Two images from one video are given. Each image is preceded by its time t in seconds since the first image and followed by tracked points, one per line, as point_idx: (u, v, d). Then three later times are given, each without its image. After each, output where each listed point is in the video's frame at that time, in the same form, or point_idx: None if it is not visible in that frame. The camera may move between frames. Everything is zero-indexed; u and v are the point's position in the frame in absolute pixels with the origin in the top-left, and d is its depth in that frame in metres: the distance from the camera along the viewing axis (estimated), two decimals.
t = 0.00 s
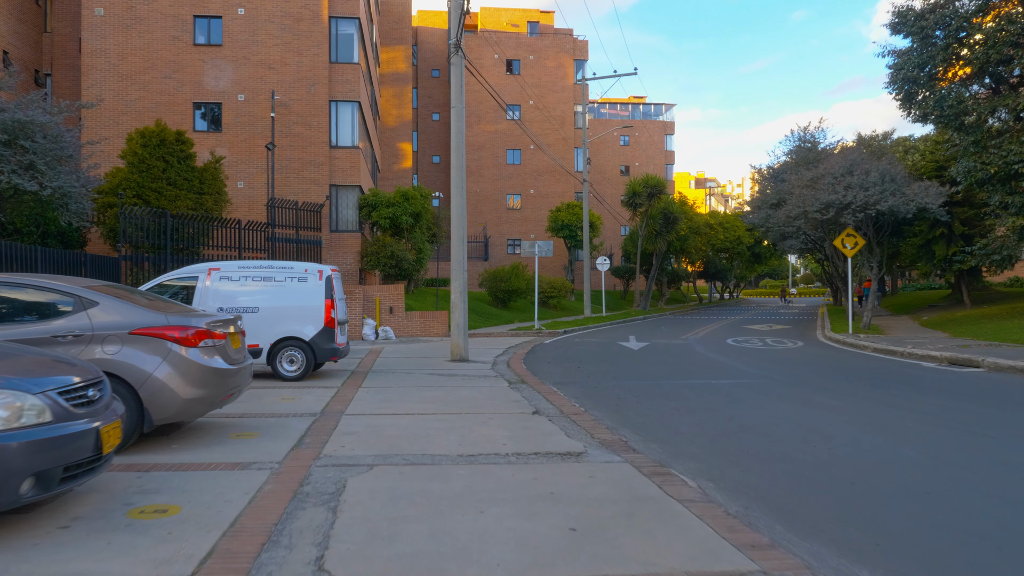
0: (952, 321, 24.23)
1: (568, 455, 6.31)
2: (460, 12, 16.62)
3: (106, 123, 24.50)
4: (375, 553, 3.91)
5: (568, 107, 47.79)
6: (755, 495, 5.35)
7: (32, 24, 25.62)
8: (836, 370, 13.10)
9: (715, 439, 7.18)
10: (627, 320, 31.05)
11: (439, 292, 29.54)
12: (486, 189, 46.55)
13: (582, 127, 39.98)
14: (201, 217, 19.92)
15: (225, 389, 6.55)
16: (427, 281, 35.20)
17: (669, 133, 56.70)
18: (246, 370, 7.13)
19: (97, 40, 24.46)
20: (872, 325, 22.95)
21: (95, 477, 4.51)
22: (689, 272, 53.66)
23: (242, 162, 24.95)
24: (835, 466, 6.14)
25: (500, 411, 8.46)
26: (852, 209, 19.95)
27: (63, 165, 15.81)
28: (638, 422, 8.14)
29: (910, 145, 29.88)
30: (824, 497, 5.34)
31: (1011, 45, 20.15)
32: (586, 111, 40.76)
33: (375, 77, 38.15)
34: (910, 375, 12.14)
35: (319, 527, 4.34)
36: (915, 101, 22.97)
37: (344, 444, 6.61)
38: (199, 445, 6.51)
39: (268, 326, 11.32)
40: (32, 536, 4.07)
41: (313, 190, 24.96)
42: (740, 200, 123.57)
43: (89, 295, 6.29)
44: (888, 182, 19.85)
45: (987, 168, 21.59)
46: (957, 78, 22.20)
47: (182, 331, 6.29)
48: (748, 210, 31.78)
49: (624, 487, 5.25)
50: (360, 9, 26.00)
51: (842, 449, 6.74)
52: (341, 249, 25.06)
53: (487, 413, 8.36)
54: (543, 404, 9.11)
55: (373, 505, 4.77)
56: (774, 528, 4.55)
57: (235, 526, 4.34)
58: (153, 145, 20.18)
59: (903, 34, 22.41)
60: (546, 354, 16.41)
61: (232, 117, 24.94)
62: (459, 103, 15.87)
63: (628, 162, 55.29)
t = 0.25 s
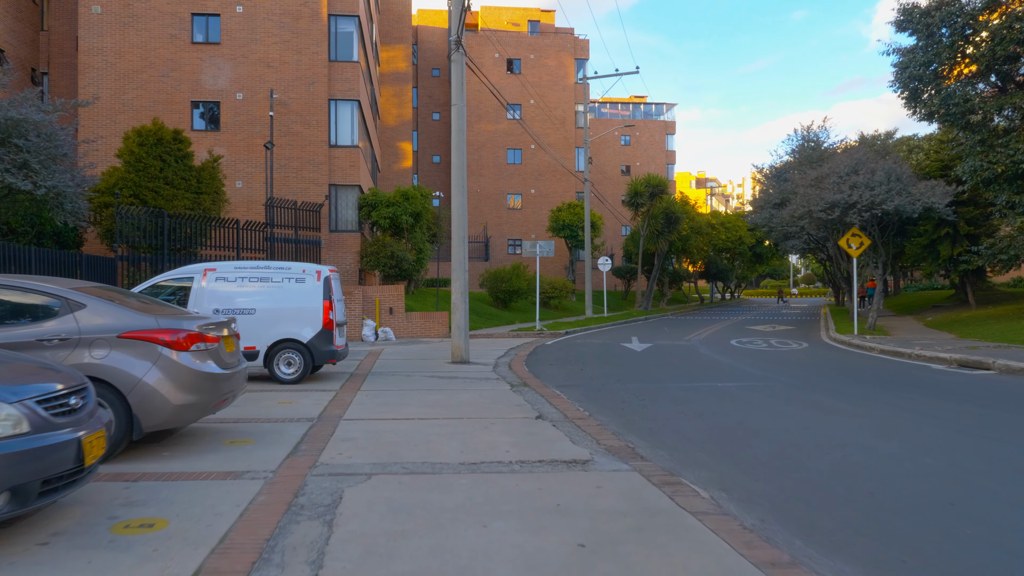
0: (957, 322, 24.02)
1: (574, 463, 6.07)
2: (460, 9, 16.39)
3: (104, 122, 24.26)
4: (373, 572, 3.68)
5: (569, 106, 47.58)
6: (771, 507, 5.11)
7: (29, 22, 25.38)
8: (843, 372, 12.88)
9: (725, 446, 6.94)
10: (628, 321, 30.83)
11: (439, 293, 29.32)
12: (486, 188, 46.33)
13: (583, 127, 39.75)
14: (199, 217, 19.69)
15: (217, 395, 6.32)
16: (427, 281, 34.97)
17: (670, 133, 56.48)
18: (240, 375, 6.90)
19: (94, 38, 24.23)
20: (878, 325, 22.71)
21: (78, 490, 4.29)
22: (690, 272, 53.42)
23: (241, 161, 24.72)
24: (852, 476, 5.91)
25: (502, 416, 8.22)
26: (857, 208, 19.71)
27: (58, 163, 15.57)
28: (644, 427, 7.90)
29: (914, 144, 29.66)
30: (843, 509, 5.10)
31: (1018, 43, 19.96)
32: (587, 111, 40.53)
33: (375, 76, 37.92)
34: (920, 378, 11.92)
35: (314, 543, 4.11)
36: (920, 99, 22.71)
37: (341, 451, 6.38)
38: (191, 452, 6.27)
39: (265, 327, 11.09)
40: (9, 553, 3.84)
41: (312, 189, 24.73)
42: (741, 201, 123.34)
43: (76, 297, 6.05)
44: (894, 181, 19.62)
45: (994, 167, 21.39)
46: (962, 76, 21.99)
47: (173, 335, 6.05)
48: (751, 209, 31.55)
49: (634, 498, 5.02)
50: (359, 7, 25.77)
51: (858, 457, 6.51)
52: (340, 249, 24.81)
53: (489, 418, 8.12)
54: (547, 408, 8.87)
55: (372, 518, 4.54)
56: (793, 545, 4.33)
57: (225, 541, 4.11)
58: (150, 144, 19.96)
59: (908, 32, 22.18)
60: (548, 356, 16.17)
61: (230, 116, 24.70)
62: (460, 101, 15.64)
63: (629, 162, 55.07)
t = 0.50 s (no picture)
0: (962, 322, 23.81)
1: (580, 469, 5.85)
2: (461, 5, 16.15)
3: (100, 120, 24.03)
4: None
5: (570, 105, 47.36)
6: (788, 517, 4.87)
7: (25, 19, 25.14)
8: (851, 374, 12.66)
9: (736, 451, 6.71)
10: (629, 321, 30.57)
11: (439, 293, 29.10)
12: (487, 188, 46.11)
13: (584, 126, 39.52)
14: (197, 216, 19.47)
15: (209, 399, 6.08)
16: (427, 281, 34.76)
17: (671, 132, 56.25)
18: (234, 377, 6.66)
19: (90, 35, 23.99)
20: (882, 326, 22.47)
21: (59, 500, 4.06)
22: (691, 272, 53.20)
23: (239, 160, 24.48)
24: (869, 483, 5.68)
25: (505, 419, 7.99)
26: (862, 207, 19.47)
27: (51, 161, 15.36)
28: (651, 431, 7.67)
29: (917, 143, 29.42)
30: (863, 518, 4.88)
31: None
32: (587, 110, 40.29)
33: (375, 75, 37.69)
34: (929, 379, 11.70)
35: (307, 557, 3.88)
36: (924, 99, 22.33)
37: (338, 456, 6.14)
38: (182, 458, 6.04)
39: (261, 328, 10.87)
40: None
41: (311, 188, 24.50)
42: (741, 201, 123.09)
43: (62, 297, 5.82)
44: (899, 180, 19.38)
45: (999, 165, 21.16)
46: (967, 75, 21.73)
47: (163, 336, 5.82)
48: (754, 209, 31.30)
49: (644, 507, 4.79)
50: (358, 4, 25.54)
51: (873, 462, 6.29)
52: (339, 249, 24.57)
53: (490, 421, 7.90)
54: (550, 411, 8.64)
55: (369, 529, 4.32)
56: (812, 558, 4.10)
57: (213, 555, 3.88)
58: (146, 142, 19.73)
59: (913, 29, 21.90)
60: (550, 357, 15.95)
61: (228, 114, 24.48)
62: (460, 98, 15.42)
63: (629, 161, 54.85)
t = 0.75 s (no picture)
0: (967, 322, 23.59)
1: (585, 476, 5.62)
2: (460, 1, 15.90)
3: (96, 119, 23.79)
4: None
5: (570, 105, 47.15)
6: (806, 528, 4.64)
7: (20, 16, 24.90)
8: (859, 375, 12.42)
9: (746, 457, 6.48)
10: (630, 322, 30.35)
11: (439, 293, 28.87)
12: (486, 187, 45.88)
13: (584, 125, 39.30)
14: (193, 215, 19.23)
15: (198, 403, 5.85)
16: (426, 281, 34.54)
17: (671, 132, 56.03)
18: (224, 381, 6.43)
19: (86, 33, 23.75)
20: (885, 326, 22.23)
21: (34, 512, 3.83)
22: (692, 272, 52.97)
23: (236, 159, 24.24)
24: (887, 491, 5.45)
25: (506, 423, 7.77)
26: (866, 207, 19.23)
27: (43, 159, 15.12)
28: (657, 435, 7.43)
29: (920, 142, 29.20)
30: (883, 530, 4.64)
31: None
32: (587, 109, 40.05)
33: (374, 73, 37.47)
34: (939, 381, 11.48)
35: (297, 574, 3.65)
36: (928, 97, 22.12)
37: (332, 463, 5.90)
38: (170, 465, 5.80)
39: (255, 328, 10.62)
40: None
41: (309, 187, 24.27)
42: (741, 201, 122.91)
43: (44, 297, 5.58)
44: (904, 179, 19.15)
45: (1005, 165, 20.93)
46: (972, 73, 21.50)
47: (150, 338, 5.58)
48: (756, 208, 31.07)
49: (653, 518, 4.56)
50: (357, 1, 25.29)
51: (889, 469, 6.05)
52: (337, 249, 24.33)
53: (490, 425, 7.67)
54: (552, 414, 8.41)
55: (364, 543, 4.08)
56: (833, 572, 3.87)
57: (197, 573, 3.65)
58: (141, 140, 19.49)
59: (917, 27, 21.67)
60: (551, 358, 15.72)
61: (226, 113, 24.23)
62: (460, 95, 15.18)
63: (629, 161, 54.64)
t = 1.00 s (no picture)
0: (972, 322, 23.33)
1: (590, 485, 5.37)
2: None
3: (91, 117, 23.53)
4: None
5: (569, 103, 46.91)
6: (825, 543, 4.40)
7: (14, 14, 24.62)
8: (866, 377, 12.18)
9: (757, 465, 6.23)
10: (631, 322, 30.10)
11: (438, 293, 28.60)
12: (486, 187, 45.61)
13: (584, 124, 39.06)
14: (188, 214, 18.98)
15: (185, 409, 5.61)
16: (426, 281, 34.27)
17: (671, 131, 55.81)
18: (213, 385, 6.19)
19: (81, 30, 23.47)
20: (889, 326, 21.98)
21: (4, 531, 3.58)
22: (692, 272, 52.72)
23: (233, 157, 23.97)
24: (908, 502, 5.19)
25: (507, 428, 7.51)
26: (871, 205, 18.98)
27: (35, 157, 14.87)
28: (663, 441, 7.19)
29: (923, 141, 28.98)
30: (908, 545, 4.38)
31: None
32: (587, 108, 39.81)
33: (372, 72, 37.23)
34: (949, 383, 11.24)
35: None
36: (933, 95, 21.91)
37: (326, 471, 5.65)
38: (155, 475, 5.54)
39: (248, 330, 10.37)
40: None
41: (307, 186, 24.02)
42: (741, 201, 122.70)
43: (23, 299, 5.33)
44: (909, 177, 18.90)
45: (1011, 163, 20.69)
46: (976, 71, 21.24)
47: (135, 341, 5.33)
48: (758, 207, 30.83)
49: (663, 533, 4.31)
50: None
51: (907, 478, 5.80)
52: (335, 248, 24.07)
53: (491, 430, 7.42)
54: (555, 419, 8.16)
55: (356, 561, 3.83)
56: None
57: None
58: (136, 138, 19.23)
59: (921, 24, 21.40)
60: (552, 359, 15.49)
61: (222, 111, 23.97)
62: (459, 92, 14.93)
63: (629, 161, 54.44)
